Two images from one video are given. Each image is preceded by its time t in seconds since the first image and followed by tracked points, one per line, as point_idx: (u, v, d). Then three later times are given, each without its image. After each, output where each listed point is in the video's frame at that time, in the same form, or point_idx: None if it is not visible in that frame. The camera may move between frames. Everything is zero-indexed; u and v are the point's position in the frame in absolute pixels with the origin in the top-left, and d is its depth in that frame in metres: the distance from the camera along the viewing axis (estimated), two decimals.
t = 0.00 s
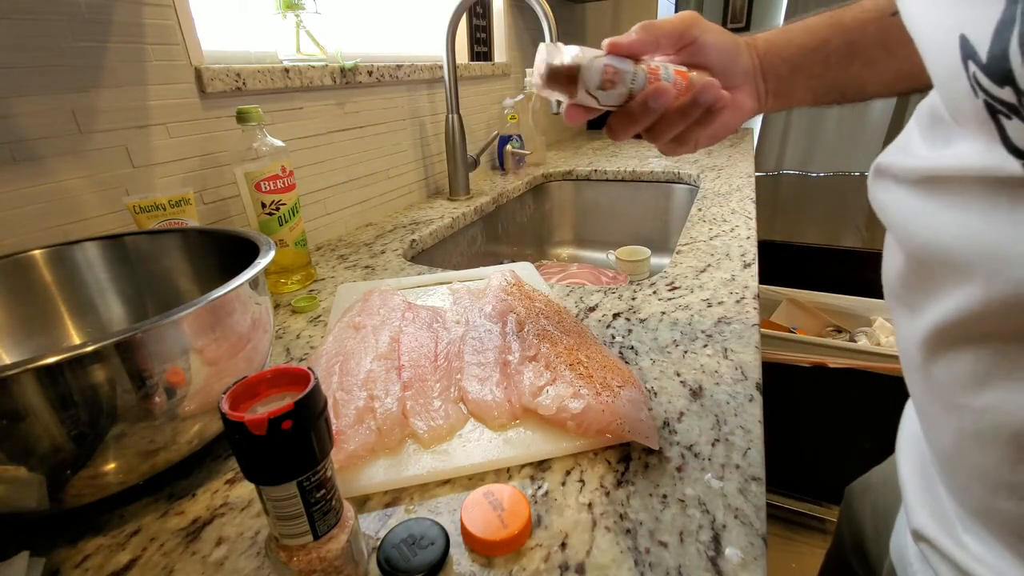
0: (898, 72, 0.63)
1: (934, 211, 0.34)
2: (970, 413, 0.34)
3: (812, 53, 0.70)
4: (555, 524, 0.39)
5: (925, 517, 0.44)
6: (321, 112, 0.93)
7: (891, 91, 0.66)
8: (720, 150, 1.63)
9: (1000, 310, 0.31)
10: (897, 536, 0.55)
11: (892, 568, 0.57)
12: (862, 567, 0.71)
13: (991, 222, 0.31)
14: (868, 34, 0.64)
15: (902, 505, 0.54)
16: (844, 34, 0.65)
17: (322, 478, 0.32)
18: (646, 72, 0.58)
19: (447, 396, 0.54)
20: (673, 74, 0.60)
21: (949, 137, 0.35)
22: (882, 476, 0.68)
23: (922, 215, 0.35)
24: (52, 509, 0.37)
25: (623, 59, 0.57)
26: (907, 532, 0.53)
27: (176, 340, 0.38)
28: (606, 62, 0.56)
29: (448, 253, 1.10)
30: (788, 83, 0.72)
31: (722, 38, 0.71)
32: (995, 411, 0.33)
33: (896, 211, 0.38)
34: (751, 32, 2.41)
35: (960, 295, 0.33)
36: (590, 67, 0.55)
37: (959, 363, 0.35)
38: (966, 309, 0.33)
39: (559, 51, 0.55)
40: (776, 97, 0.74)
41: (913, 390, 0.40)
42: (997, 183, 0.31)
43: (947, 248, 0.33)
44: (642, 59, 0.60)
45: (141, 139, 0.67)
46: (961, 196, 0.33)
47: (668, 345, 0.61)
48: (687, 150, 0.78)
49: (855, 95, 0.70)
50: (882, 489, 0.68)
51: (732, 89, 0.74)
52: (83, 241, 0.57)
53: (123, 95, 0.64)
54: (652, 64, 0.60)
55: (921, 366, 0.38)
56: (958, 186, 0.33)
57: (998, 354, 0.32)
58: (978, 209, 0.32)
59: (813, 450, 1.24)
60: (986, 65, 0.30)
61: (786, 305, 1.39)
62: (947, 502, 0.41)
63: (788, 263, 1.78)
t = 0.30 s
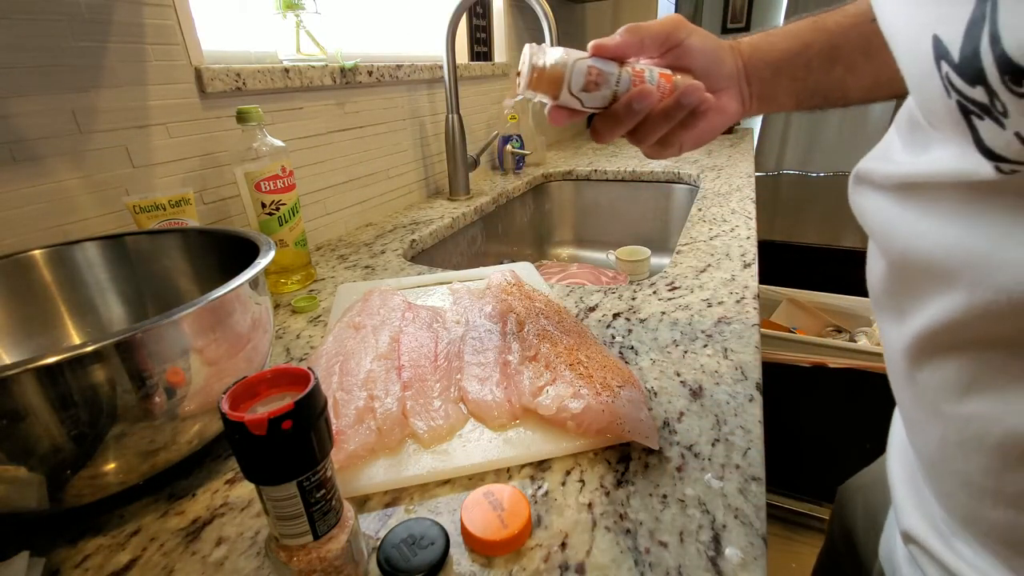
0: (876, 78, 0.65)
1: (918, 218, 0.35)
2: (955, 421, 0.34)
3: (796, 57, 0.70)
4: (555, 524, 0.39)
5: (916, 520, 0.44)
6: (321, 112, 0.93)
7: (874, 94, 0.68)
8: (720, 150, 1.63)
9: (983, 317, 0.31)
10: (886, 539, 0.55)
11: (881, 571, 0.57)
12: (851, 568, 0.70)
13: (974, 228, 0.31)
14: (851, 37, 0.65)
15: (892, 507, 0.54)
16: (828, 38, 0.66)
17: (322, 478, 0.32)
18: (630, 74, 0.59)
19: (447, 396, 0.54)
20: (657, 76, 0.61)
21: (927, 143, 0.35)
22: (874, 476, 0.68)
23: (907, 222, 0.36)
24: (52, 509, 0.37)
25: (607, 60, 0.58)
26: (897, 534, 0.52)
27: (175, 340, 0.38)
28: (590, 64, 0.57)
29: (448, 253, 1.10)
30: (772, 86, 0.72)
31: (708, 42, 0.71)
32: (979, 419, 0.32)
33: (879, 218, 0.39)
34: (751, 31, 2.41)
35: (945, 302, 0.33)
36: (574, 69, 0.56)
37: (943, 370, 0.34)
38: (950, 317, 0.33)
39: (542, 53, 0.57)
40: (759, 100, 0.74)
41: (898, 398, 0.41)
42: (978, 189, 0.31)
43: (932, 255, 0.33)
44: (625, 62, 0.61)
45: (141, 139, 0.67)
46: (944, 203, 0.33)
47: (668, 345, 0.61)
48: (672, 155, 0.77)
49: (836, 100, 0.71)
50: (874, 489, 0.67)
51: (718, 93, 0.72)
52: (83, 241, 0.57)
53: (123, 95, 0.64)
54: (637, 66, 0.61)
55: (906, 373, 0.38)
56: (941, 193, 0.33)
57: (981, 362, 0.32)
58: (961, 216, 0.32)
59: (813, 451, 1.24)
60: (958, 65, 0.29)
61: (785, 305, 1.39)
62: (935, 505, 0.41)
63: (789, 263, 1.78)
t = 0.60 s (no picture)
0: (871, 84, 0.62)
1: (898, 218, 0.34)
2: (942, 422, 0.34)
3: (786, 62, 0.69)
4: (555, 524, 0.39)
5: (900, 518, 0.44)
6: (321, 112, 0.93)
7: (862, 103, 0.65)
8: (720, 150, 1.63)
9: (967, 318, 0.31)
10: (874, 541, 0.55)
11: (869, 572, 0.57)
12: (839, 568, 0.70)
13: (956, 228, 0.31)
14: (841, 41, 0.63)
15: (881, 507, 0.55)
16: (817, 43, 0.65)
17: (322, 478, 0.32)
18: (609, 76, 0.59)
19: (447, 396, 0.54)
20: (636, 77, 0.60)
21: (908, 143, 0.35)
22: (866, 477, 0.68)
23: (887, 221, 0.35)
24: (52, 509, 0.37)
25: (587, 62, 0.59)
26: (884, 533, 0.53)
27: (176, 340, 0.38)
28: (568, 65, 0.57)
29: (448, 253, 1.10)
30: (762, 91, 0.72)
31: (698, 47, 0.71)
32: (965, 419, 0.32)
33: (860, 218, 0.38)
34: (752, 32, 2.41)
35: (928, 303, 0.33)
36: (553, 71, 0.57)
37: (928, 371, 0.34)
38: (935, 317, 0.32)
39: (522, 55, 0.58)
40: (751, 105, 0.74)
41: (882, 397, 0.40)
42: (960, 188, 0.31)
43: (913, 255, 0.33)
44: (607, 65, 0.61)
45: (141, 139, 0.67)
46: (929, 201, 0.33)
47: (668, 345, 0.61)
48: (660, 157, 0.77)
49: (829, 107, 0.68)
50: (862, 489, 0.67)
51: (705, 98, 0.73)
52: (83, 241, 0.57)
53: (123, 95, 0.64)
54: (617, 68, 0.60)
55: (889, 373, 0.38)
56: (923, 192, 0.33)
57: (968, 362, 0.32)
58: (944, 216, 0.32)
59: (812, 450, 1.24)
60: (937, 63, 0.30)
61: (785, 306, 1.39)
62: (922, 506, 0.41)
63: (789, 262, 1.78)
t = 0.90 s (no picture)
0: (867, 84, 0.63)
1: (892, 222, 0.34)
2: (935, 423, 0.34)
3: (781, 63, 0.69)
4: (555, 524, 0.39)
5: (896, 517, 0.44)
6: (321, 112, 0.93)
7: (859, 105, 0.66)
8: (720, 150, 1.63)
9: (961, 321, 0.31)
10: (869, 544, 0.55)
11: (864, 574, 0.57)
12: (837, 568, 0.70)
13: (949, 231, 0.31)
14: (836, 44, 0.63)
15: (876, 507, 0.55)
16: (812, 45, 0.65)
17: (322, 478, 0.32)
18: (616, 86, 0.59)
19: (447, 396, 0.54)
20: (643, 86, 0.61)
21: (906, 144, 0.35)
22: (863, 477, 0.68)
23: (882, 226, 0.35)
24: (52, 509, 0.37)
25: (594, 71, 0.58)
26: (879, 531, 0.53)
27: (176, 340, 0.38)
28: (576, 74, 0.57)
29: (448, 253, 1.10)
30: (757, 96, 0.72)
31: (693, 49, 0.71)
32: (959, 422, 0.32)
33: (855, 222, 0.38)
34: (751, 31, 2.41)
35: (922, 305, 0.33)
36: (560, 81, 0.56)
37: (924, 374, 0.34)
38: (928, 320, 0.33)
39: (524, 63, 0.56)
40: (746, 110, 0.74)
41: (878, 402, 0.40)
42: (955, 191, 0.31)
43: (906, 258, 0.33)
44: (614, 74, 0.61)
45: (141, 139, 0.67)
46: (923, 203, 0.33)
47: (668, 345, 0.61)
48: (662, 166, 0.77)
49: (823, 109, 0.68)
50: (861, 488, 0.67)
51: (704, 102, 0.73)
52: (83, 242, 0.57)
53: (123, 95, 0.64)
54: (624, 77, 0.61)
55: (886, 377, 0.38)
56: (917, 196, 0.33)
57: (960, 365, 0.32)
58: (938, 219, 0.32)
59: (811, 450, 1.24)
60: (930, 64, 0.30)
61: (785, 306, 1.39)
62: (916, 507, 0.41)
63: (789, 262, 1.78)
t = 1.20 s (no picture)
0: (857, 91, 0.62)
1: (886, 223, 0.34)
2: (928, 424, 0.34)
3: (770, 68, 0.68)
4: (556, 524, 0.39)
5: (891, 515, 0.44)
6: (321, 112, 0.93)
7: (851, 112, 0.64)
8: (720, 150, 1.62)
9: (953, 323, 0.31)
10: (864, 544, 0.55)
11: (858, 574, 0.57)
12: (836, 568, 0.70)
13: (942, 232, 0.31)
14: (826, 50, 0.63)
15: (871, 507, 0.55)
16: (802, 51, 0.64)
17: (322, 478, 0.32)
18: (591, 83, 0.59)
19: (447, 396, 0.53)
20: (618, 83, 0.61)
21: (899, 145, 0.35)
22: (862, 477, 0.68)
23: (875, 227, 0.35)
24: (52, 509, 0.37)
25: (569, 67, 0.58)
26: (874, 531, 0.53)
27: (177, 339, 0.38)
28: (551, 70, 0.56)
29: (448, 253, 1.10)
30: (747, 99, 0.71)
31: (678, 53, 0.71)
32: (952, 423, 0.32)
33: (848, 224, 0.38)
34: (752, 31, 2.41)
35: (917, 306, 0.33)
36: (534, 77, 0.56)
37: (917, 375, 0.34)
38: (922, 321, 0.32)
39: (497, 59, 0.57)
40: (736, 113, 0.73)
41: (871, 403, 0.40)
42: (949, 193, 0.31)
43: (900, 259, 0.33)
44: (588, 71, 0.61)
45: (141, 139, 0.67)
46: (918, 205, 0.33)
47: (668, 345, 0.61)
48: (643, 163, 0.78)
49: (815, 114, 0.68)
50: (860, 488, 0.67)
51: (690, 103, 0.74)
52: (83, 241, 0.57)
53: (123, 95, 0.64)
54: (599, 74, 0.60)
55: (878, 378, 0.38)
56: (912, 197, 0.33)
57: (954, 366, 0.32)
58: (932, 220, 0.32)
59: (810, 450, 1.24)
60: (920, 69, 0.29)
61: (785, 306, 1.40)
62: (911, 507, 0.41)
63: (789, 262, 1.78)
